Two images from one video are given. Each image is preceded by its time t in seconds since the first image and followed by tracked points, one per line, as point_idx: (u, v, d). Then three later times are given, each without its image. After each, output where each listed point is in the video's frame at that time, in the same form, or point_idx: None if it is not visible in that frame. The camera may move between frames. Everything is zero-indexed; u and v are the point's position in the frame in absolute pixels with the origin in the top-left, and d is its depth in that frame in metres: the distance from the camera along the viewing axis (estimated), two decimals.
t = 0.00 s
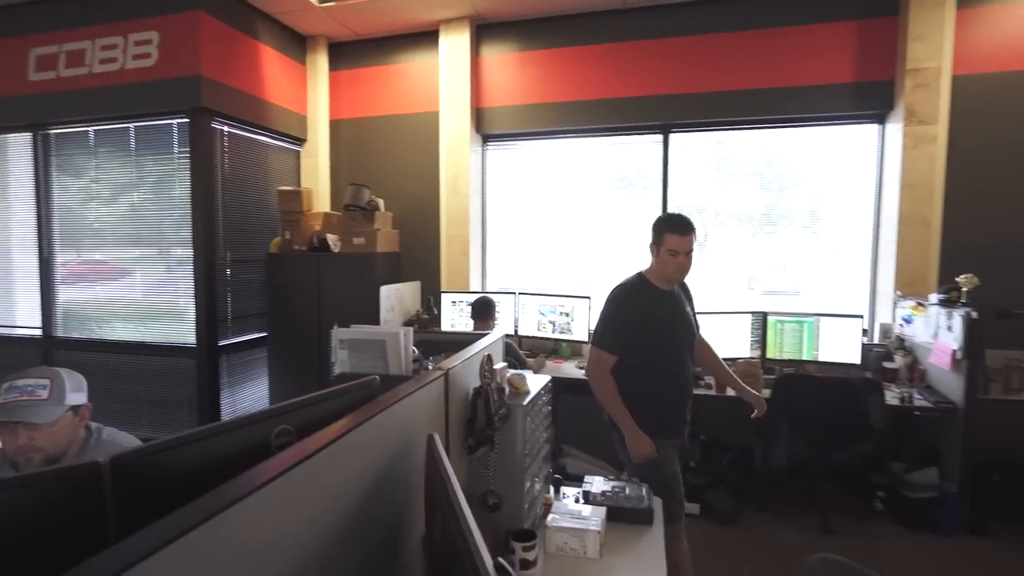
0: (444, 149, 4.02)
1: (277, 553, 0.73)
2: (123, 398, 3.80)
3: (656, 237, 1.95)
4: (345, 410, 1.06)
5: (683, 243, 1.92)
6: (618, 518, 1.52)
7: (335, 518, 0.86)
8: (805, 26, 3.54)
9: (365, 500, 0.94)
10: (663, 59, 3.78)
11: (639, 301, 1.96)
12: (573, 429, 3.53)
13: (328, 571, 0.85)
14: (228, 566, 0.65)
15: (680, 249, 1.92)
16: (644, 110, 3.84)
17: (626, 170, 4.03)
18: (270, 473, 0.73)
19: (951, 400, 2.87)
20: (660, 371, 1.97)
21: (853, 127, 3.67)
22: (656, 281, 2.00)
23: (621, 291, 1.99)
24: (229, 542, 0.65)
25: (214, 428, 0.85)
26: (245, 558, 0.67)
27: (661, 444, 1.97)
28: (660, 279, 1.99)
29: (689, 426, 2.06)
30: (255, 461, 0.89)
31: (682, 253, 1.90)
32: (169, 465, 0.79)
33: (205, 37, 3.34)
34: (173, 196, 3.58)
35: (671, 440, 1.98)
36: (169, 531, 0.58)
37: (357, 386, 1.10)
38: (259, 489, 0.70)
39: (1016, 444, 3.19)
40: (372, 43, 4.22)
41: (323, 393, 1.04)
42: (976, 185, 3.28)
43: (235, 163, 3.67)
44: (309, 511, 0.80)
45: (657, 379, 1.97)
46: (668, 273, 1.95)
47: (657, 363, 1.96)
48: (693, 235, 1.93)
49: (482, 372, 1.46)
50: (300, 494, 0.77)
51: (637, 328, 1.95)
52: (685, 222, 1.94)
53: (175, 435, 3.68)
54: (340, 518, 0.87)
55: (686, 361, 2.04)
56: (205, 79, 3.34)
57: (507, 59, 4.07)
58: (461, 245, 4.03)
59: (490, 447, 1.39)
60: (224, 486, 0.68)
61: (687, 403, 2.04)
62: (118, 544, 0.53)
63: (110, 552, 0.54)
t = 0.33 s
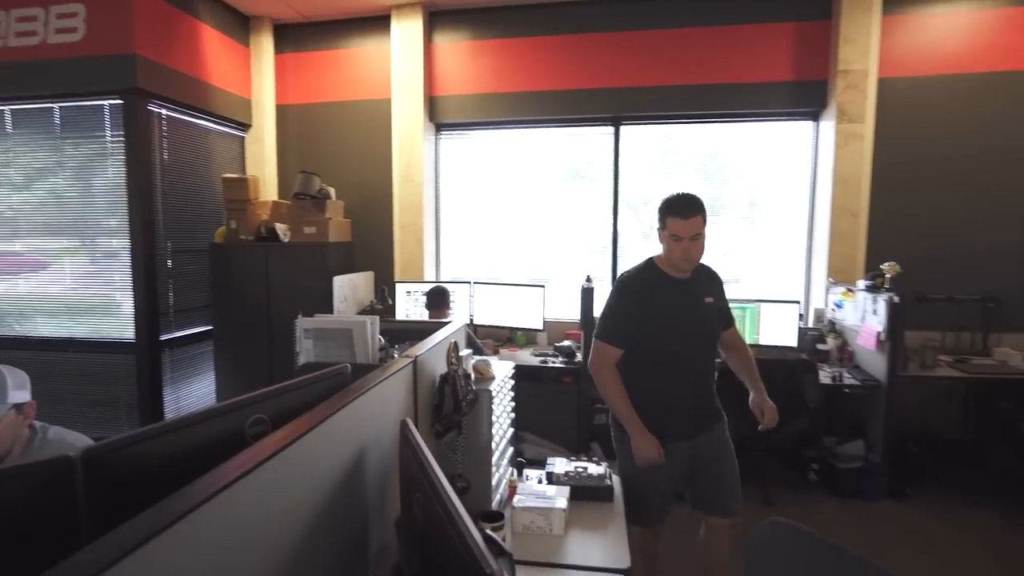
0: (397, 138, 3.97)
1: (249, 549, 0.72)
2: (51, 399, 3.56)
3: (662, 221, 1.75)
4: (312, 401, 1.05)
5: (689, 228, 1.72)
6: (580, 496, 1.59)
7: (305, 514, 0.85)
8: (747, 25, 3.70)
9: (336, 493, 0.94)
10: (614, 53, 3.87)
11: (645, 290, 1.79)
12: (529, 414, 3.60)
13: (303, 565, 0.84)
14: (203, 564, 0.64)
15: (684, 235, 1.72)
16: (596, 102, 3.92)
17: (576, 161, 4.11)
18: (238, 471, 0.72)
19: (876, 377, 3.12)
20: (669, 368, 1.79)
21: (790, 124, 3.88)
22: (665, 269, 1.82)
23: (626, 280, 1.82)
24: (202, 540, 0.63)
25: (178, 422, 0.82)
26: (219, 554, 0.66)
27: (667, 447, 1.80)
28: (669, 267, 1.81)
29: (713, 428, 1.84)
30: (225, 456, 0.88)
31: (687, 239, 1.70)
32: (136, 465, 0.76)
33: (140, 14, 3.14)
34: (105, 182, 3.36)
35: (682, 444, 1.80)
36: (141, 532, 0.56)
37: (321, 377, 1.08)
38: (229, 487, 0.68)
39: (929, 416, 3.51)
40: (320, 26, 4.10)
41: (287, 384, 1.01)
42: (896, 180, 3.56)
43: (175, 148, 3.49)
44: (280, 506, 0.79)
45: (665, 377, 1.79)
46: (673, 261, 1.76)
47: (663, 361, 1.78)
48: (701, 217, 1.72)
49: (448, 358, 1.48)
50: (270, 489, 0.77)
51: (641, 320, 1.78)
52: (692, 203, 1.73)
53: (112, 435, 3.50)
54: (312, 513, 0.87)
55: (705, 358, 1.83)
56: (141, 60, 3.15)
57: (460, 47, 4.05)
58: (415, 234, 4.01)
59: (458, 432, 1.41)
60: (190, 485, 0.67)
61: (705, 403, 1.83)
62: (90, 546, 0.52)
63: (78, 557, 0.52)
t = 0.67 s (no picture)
0: (348, 120, 3.87)
1: (229, 538, 0.72)
2: None
3: (671, 212, 1.65)
4: (282, 388, 1.04)
5: (697, 219, 1.61)
6: (543, 475, 1.64)
7: (282, 501, 0.85)
8: (694, 17, 3.81)
9: (310, 479, 0.95)
10: (565, 40, 3.90)
11: (642, 289, 1.75)
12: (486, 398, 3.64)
13: (281, 550, 0.85)
14: (184, 555, 0.63)
15: (692, 229, 1.61)
16: (547, 87, 3.95)
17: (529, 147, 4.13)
18: (214, 461, 0.71)
19: (811, 354, 3.33)
20: (664, 373, 1.73)
21: (733, 113, 4.04)
22: (679, 267, 1.73)
23: (628, 277, 1.79)
24: (183, 531, 0.63)
25: (146, 413, 0.80)
26: (199, 545, 0.66)
27: (654, 449, 1.77)
28: (679, 262, 1.71)
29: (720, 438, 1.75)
30: (197, 445, 0.86)
31: (694, 231, 1.59)
32: (104, 457, 0.74)
33: None
34: (24, 163, 3.10)
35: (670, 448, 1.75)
36: (120, 528, 0.55)
37: (288, 364, 1.07)
38: (206, 478, 0.68)
39: (855, 387, 3.81)
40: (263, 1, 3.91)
41: (255, 372, 1.00)
42: (829, 168, 3.79)
43: (105, 127, 3.27)
44: (257, 494, 0.79)
45: (658, 380, 1.74)
46: (681, 255, 1.66)
47: (655, 361, 1.74)
48: (713, 208, 1.61)
49: (414, 343, 1.49)
50: (247, 478, 0.76)
51: (636, 318, 1.76)
52: (704, 193, 1.61)
53: (42, 434, 3.28)
54: (288, 500, 0.87)
55: (711, 367, 1.71)
56: (65, 30, 2.91)
57: (410, 28, 3.97)
58: (367, 219, 3.94)
59: (425, 416, 1.41)
60: (165, 479, 0.66)
61: (711, 412, 1.73)
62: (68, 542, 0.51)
63: (59, 551, 0.51)
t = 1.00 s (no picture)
0: (302, 101, 3.75)
1: (219, 526, 0.72)
2: None
3: (657, 195, 1.61)
4: (259, 375, 1.02)
5: (683, 202, 1.56)
6: (516, 455, 1.67)
7: (267, 488, 0.85)
8: (651, 3, 3.87)
9: (294, 466, 0.94)
10: (525, 23, 3.88)
11: (627, 271, 1.78)
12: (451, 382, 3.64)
13: (269, 535, 0.85)
14: (178, 545, 0.63)
15: (676, 212, 1.57)
16: (505, 71, 3.93)
17: (488, 131, 4.11)
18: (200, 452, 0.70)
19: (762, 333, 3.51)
20: (645, 356, 1.72)
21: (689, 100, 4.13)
22: (661, 252, 1.69)
23: (617, 260, 1.82)
24: (175, 523, 0.62)
25: (120, 404, 0.78)
26: (192, 534, 0.65)
27: (638, 435, 1.76)
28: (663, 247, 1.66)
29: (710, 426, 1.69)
30: (173, 437, 0.84)
31: (678, 213, 1.55)
32: (79, 450, 0.72)
33: None
34: None
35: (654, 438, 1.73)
36: (114, 522, 0.54)
37: (262, 352, 1.05)
38: (194, 469, 0.66)
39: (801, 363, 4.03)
40: None
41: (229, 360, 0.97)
42: (778, 156, 3.95)
43: (36, 104, 3.04)
44: (244, 482, 0.79)
45: (639, 364, 1.74)
46: (664, 239, 1.62)
47: (637, 343, 1.75)
48: (700, 192, 1.56)
49: (387, 327, 1.48)
50: (234, 467, 0.75)
51: (621, 301, 1.80)
52: (691, 175, 1.57)
53: None
54: (272, 487, 0.87)
55: (696, 354, 1.65)
56: None
57: (366, 6, 3.86)
58: (325, 204, 3.85)
59: (400, 399, 1.43)
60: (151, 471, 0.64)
61: (698, 400, 1.67)
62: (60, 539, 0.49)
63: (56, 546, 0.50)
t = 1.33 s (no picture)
0: (261, 82, 3.62)
1: (216, 517, 0.72)
2: None
3: (596, 171, 1.61)
4: (242, 363, 1.01)
5: (622, 177, 1.57)
6: (494, 437, 1.70)
7: (260, 476, 0.85)
8: None
9: (284, 453, 0.94)
10: (490, 4, 3.85)
11: (578, 257, 1.78)
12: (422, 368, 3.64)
13: (263, 523, 0.86)
14: (178, 538, 0.63)
15: (617, 187, 1.58)
16: (469, 54, 3.89)
17: (451, 115, 4.07)
18: (194, 444, 0.69)
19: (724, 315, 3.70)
20: (600, 341, 1.71)
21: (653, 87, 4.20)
22: (607, 231, 1.69)
23: (569, 251, 1.82)
24: (174, 517, 0.62)
25: (102, 398, 0.76)
26: (191, 527, 0.66)
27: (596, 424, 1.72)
28: (608, 226, 1.68)
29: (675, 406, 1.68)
30: (159, 429, 0.83)
31: (619, 189, 1.56)
32: (64, 446, 0.71)
33: None
34: None
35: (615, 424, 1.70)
36: (115, 519, 0.54)
37: (240, 340, 1.03)
38: (190, 461, 0.66)
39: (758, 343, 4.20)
40: None
41: (207, 350, 0.96)
42: (738, 143, 4.06)
43: None
44: (237, 472, 0.78)
45: (596, 351, 1.72)
46: (608, 216, 1.63)
47: (591, 329, 1.73)
48: (638, 165, 1.57)
49: (367, 313, 1.48)
50: (227, 457, 0.75)
51: (575, 289, 1.80)
52: (626, 149, 1.57)
53: None
54: (264, 476, 0.87)
55: (650, 333, 1.64)
56: None
57: None
58: (287, 188, 3.76)
59: (380, 385, 1.43)
60: (149, 464, 0.64)
61: (658, 381, 1.65)
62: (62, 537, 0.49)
63: (56, 545, 0.49)
